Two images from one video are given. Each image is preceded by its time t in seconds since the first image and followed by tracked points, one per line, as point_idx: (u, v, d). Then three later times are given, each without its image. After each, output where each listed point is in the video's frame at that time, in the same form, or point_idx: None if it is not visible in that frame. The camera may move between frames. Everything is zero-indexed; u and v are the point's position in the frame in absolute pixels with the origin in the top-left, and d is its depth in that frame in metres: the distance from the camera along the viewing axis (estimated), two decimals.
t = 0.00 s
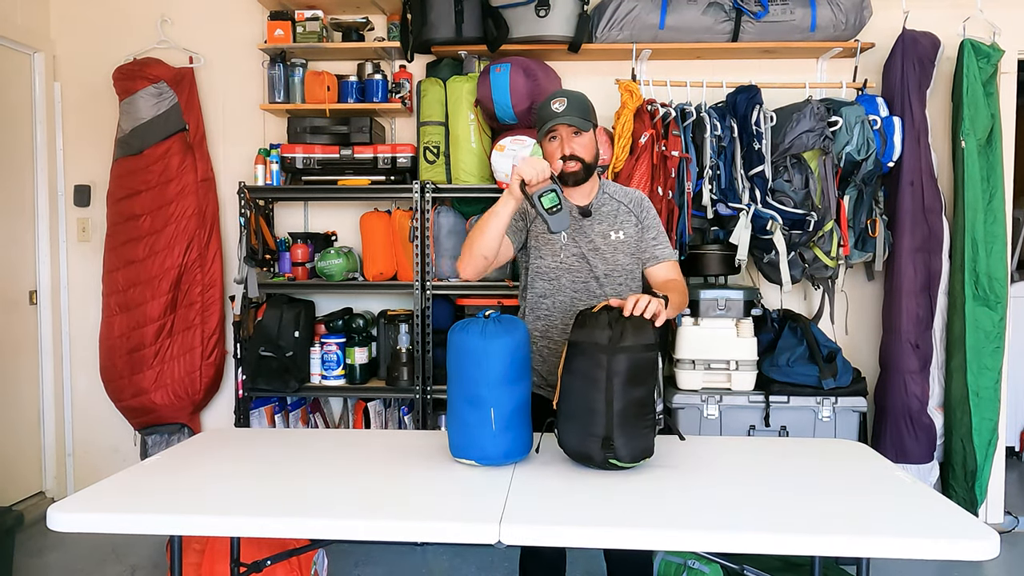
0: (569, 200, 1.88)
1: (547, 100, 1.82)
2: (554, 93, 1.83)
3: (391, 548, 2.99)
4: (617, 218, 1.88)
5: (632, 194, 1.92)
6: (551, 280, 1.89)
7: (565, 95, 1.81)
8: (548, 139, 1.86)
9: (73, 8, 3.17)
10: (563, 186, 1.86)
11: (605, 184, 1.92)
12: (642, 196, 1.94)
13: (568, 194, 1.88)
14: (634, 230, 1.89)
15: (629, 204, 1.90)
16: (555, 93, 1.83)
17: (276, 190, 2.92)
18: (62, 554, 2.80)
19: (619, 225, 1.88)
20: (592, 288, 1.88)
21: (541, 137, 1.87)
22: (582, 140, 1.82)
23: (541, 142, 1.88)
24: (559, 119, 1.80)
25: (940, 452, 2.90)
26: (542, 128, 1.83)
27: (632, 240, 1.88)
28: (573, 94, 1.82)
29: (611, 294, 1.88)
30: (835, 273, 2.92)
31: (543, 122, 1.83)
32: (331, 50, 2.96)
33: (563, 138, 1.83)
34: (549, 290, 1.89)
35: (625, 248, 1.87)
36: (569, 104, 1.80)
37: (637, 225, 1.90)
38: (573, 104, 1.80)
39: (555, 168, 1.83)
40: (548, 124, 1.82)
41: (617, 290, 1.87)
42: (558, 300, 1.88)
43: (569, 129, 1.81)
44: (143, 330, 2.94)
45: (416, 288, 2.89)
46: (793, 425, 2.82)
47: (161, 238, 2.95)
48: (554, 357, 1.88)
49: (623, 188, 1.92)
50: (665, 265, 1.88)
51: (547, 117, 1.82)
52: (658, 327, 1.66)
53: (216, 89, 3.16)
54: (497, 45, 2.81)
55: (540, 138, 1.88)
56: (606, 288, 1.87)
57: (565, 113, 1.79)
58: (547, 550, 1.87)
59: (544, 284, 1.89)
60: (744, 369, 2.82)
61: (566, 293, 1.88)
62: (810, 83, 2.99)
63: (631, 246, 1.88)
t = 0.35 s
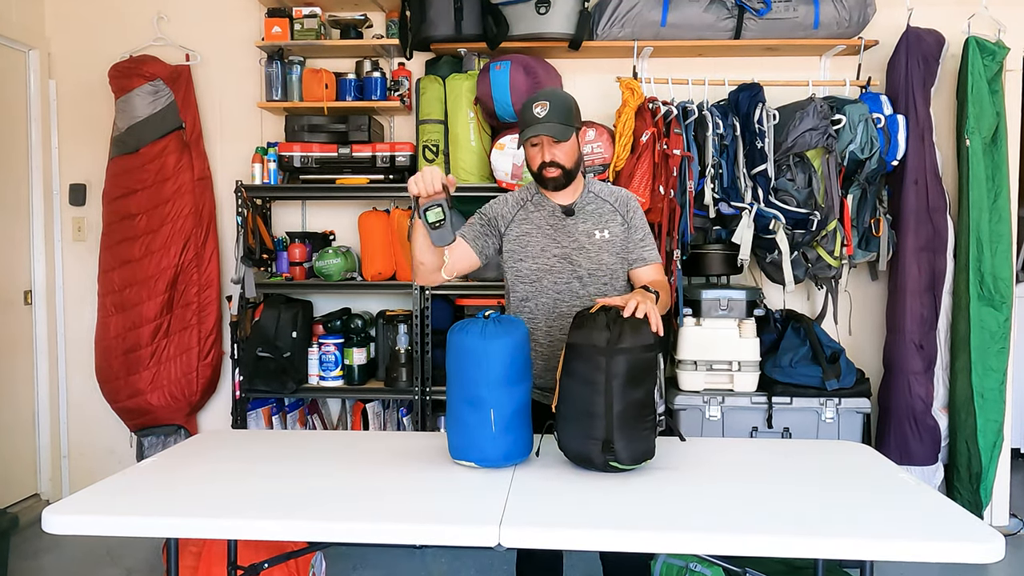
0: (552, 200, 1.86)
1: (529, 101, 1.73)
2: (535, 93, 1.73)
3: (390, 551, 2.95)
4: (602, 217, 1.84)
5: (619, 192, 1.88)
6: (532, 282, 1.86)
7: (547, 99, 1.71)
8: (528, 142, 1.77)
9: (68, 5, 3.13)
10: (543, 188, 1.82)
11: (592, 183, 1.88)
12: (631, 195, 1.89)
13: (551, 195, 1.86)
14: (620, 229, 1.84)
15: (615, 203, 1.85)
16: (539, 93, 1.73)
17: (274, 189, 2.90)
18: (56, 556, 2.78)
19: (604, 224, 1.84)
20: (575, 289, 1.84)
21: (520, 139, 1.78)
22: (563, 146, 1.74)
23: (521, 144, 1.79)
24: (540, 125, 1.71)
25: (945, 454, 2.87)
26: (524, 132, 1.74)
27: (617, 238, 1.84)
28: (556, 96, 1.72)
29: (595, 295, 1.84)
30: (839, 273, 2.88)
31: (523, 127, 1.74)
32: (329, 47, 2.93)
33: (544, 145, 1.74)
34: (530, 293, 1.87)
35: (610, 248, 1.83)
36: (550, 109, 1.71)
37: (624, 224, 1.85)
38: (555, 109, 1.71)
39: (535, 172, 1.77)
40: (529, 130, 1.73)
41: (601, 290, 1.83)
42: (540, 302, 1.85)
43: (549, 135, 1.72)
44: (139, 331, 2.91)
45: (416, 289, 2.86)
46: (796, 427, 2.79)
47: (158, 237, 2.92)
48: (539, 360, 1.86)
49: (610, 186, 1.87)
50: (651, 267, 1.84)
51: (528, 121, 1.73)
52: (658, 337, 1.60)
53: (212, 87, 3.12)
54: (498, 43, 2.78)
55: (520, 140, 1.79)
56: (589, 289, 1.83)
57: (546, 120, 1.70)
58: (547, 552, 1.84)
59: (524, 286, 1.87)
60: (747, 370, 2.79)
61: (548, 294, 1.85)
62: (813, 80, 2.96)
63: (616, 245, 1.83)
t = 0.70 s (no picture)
0: (527, 204, 1.85)
1: (500, 107, 1.74)
2: (505, 100, 1.74)
3: (388, 554, 2.92)
4: (579, 214, 1.82)
5: (596, 187, 1.86)
6: (514, 290, 1.85)
7: (518, 104, 1.72)
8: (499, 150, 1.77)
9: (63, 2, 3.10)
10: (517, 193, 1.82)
11: (568, 180, 1.87)
12: (609, 189, 1.87)
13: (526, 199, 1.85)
14: (598, 225, 1.82)
15: (592, 199, 1.84)
16: (511, 98, 1.74)
17: (272, 188, 2.86)
18: (51, 559, 2.75)
19: (581, 221, 1.82)
20: (558, 291, 1.82)
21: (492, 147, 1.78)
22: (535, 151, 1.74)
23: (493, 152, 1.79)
24: (511, 132, 1.72)
25: (949, 456, 2.84)
26: (496, 138, 1.75)
27: (597, 234, 1.82)
28: (528, 101, 1.72)
29: (578, 294, 1.81)
30: (842, 273, 2.86)
31: (495, 134, 1.74)
32: (327, 45, 2.90)
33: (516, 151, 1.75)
34: (514, 301, 1.86)
35: (590, 245, 1.81)
36: (521, 115, 1.72)
37: (602, 219, 1.83)
38: (526, 114, 1.72)
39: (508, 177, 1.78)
40: (500, 136, 1.73)
41: (585, 288, 1.81)
42: (525, 308, 1.84)
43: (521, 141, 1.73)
44: (135, 331, 2.88)
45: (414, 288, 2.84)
46: (799, 428, 2.76)
47: (154, 236, 2.89)
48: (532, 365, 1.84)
49: (586, 182, 1.86)
50: (636, 260, 1.82)
51: (500, 127, 1.74)
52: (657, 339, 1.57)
53: (209, 85, 3.09)
54: (497, 40, 2.73)
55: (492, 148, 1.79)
56: (572, 289, 1.81)
57: (517, 126, 1.71)
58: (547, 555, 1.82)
59: (508, 295, 1.86)
60: (749, 371, 2.76)
61: (532, 300, 1.83)
62: (816, 78, 2.93)
63: (596, 241, 1.81)
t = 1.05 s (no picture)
0: (512, 207, 1.83)
1: (488, 110, 1.69)
2: (492, 101, 1.70)
3: (387, 556, 2.90)
4: (566, 214, 1.82)
5: (580, 184, 1.86)
6: (506, 295, 1.85)
7: (507, 106, 1.69)
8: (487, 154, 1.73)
9: None
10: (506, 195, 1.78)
11: (552, 179, 1.86)
12: (593, 186, 1.88)
13: (510, 202, 1.83)
14: (585, 223, 1.83)
15: (577, 198, 1.84)
16: (497, 101, 1.70)
17: (270, 187, 2.83)
18: (46, 561, 2.72)
19: (568, 221, 1.82)
20: (550, 293, 1.83)
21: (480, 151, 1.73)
22: (527, 152, 1.72)
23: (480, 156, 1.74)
24: (504, 134, 1.69)
25: (954, 457, 2.81)
26: (487, 142, 1.70)
27: (585, 233, 1.82)
28: (516, 102, 1.70)
29: (570, 294, 1.82)
30: (846, 273, 2.84)
31: (485, 137, 1.70)
32: (325, 43, 2.87)
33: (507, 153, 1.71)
34: (507, 306, 1.86)
35: (578, 244, 1.81)
36: (512, 116, 1.68)
37: (589, 217, 1.83)
38: (517, 116, 1.69)
39: (499, 180, 1.74)
40: (492, 139, 1.69)
41: (577, 288, 1.82)
42: (520, 313, 1.85)
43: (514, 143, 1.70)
44: (131, 332, 2.85)
45: (413, 289, 2.80)
46: (802, 430, 2.72)
47: (150, 236, 2.86)
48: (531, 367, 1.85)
49: (570, 181, 1.86)
50: (625, 257, 1.82)
51: (491, 130, 1.69)
52: (657, 340, 1.54)
53: (206, 83, 3.06)
54: (497, 38, 2.70)
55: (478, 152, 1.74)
56: (564, 289, 1.82)
57: (510, 128, 1.68)
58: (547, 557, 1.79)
59: (502, 300, 1.86)
60: (752, 372, 2.73)
61: (525, 304, 1.84)
62: (819, 76, 2.90)
63: (584, 240, 1.82)
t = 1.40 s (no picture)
0: (504, 207, 1.82)
1: (486, 108, 1.66)
2: (490, 99, 1.66)
3: (386, 559, 2.87)
4: (558, 213, 1.81)
5: (574, 183, 1.85)
6: (499, 296, 1.84)
7: (505, 104, 1.66)
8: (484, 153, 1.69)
9: None
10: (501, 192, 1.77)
11: (546, 178, 1.85)
12: (587, 185, 1.86)
13: (502, 202, 1.82)
14: (578, 222, 1.81)
15: (571, 197, 1.83)
16: (494, 99, 1.66)
17: (268, 186, 2.81)
18: (41, 564, 2.69)
19: (561, 220, 1.80)
20: (542, 293, 1.81)
21: (476, 149, 1.69)
22: (525, 151, 1.71)
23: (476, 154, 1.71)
24: (504, 133, 1.65)
25: (958, 459, 2.78)
26: (485, 140, 1.66)
27: (578, 232, 1.80)
28: (513, 100, 1.67)
29: (563, 294, 1.80)
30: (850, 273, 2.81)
31: (484, 136, 1.66)
32: (323, 40, 2.84)
33: (505, 152, 1.69)
34: (500, 307, 1.85)
35: (571, 244, 1.79)
36: (510, 115, 1.66)
37: (582, 216, 1.82)
38: (515, 114, 1.66)
39: (496, 179, 1.73)
40: (492, 138, 1.65)
41: (570, 288, 1.80)
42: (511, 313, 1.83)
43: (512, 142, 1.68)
44: (127, 332, 2.82)
45: (412, 288, 2.77)
46: (805, 431, 2.69)
47: (146, 235, 2.83)
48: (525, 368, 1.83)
49: (563, 180, 1.85)
50: (622, 255, 1.80)
51: (489, 129, 1.65)
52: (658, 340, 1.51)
53: (203, 80, 3.03)
54: (497, 35, 2.67)
55: (474, 150, 1.70)
56: (556, 289, 1.80)
57: (510, 127, 1.65)
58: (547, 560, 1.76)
59: (494, 301, 1.85)
60: (754, 373, 2.70)
61: (517, 304, 1.82)
62: (822, 73, 2.87)
63: (577, 239, 1.80)
